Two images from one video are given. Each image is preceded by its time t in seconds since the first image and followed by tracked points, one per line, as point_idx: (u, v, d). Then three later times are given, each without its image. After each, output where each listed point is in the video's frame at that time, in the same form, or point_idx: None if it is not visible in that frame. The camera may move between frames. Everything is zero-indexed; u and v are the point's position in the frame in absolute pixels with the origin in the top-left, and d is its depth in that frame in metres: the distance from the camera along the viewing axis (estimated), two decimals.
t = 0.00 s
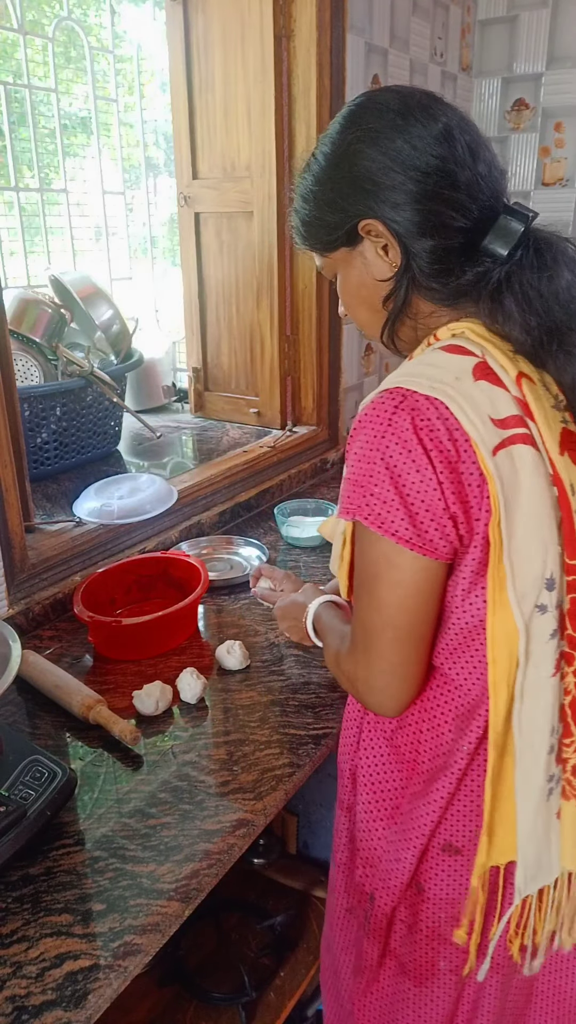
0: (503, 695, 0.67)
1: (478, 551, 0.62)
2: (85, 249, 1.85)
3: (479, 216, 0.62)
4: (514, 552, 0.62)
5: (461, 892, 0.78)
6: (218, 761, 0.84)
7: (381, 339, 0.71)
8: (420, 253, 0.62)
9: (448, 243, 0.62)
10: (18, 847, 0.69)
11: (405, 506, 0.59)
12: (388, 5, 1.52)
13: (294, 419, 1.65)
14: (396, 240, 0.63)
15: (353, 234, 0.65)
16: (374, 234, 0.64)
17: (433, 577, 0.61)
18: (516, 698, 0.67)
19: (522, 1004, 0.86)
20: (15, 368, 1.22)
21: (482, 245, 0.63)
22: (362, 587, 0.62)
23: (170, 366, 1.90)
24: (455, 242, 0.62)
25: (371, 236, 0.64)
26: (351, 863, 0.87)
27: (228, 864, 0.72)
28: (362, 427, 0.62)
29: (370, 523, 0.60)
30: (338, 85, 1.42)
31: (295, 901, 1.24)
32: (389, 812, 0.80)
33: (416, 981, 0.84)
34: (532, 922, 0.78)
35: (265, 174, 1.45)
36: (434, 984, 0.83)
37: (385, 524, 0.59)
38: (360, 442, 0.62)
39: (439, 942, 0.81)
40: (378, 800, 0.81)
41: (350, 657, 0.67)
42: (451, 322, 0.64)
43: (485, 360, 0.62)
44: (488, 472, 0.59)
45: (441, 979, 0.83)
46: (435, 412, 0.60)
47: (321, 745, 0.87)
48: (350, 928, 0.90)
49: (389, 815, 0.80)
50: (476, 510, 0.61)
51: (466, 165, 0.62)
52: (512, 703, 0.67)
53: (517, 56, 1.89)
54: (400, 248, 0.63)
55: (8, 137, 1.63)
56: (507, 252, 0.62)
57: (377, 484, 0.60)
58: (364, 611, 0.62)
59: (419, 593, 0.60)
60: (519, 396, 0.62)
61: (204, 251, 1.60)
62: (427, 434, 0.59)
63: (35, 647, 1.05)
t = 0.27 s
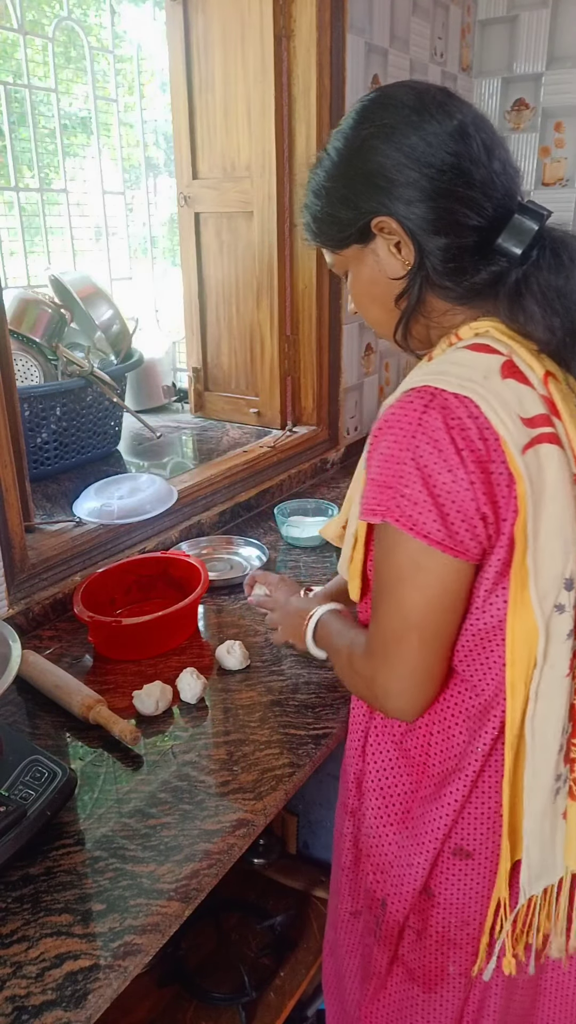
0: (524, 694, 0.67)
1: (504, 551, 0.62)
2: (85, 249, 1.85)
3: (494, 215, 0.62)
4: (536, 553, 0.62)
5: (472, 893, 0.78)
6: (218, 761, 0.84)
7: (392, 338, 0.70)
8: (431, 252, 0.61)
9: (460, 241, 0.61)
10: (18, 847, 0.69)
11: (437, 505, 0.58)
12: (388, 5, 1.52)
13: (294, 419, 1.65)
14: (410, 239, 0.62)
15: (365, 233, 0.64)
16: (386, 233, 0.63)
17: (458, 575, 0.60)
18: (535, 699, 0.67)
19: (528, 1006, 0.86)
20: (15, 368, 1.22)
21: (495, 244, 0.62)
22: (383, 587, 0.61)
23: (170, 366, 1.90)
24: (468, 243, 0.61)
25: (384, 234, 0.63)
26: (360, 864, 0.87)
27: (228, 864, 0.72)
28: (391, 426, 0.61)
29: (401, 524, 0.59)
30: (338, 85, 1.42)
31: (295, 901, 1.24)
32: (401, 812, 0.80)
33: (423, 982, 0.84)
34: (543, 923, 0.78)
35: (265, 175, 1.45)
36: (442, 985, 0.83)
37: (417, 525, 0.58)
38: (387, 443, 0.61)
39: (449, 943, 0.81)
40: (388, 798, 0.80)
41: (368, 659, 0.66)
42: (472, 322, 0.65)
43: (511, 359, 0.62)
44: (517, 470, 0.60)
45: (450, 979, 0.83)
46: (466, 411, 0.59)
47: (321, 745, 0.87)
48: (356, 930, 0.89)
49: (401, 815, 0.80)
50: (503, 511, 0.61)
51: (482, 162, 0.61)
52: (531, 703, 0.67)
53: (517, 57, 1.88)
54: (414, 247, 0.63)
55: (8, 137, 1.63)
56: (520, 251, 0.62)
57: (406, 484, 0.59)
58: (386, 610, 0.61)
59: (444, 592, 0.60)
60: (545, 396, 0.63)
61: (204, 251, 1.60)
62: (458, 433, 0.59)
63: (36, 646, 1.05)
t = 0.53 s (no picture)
0: (529, 702, 0.67)
1: (508, 559, 0.63)
2: (85, 249, 1.85)
3: (501, 216, 0.61)
4: (541, 559, 0.62)
5: (472, 897, 0.78)
6: (218, 761, 0.84)
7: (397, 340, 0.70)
8: (437, 253, 0.61)
9: (466, 244, 0.61)
10: (18, 847, 0.69)
11: (440, 518, 0.59)
12: (388, 5, 1.52)
13: (294, 419, 1.65)
14: (418, 240, 0.62)
15: (372, 234, 0.64)
16: (394, 234, 0.63)
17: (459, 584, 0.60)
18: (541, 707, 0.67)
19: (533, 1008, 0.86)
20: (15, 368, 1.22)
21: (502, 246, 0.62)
22: (384, 593, 0.61)
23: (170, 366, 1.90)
24: (474, 244, 0.61)
25: (392, 235, 0.63)
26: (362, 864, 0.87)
27: (228, 865, 0.72)
28: (396, 435, 0.61)
29: (405, 536, 0.59)
30: (338, 84, 1.42)
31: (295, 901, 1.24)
32: (400, 815, 0.80)
33: (423, 984, 0.84)
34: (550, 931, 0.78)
35: (265, 175, 1.45)
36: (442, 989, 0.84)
37: (420, 534, 0.58)
38: (393, 452, 0.61)
39: (448, 947, 0.81)
40: (388, 803, 0.81)
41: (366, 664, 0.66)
42: (477, 329, 0.65)
43: (517, 367, 0.63)
44: (523, 480, 0.60)
45: (449, 983, 0.83)
46: (471, 420, 0.60)
47: (321, 745, 0.87)
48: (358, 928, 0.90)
49: (400, 819, 0.80)
50: (508, 520, 0.62)
51: (490, 163, 0.61)
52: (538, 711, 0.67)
53: (517, 57, 1.88)
54: (422, 249, 0.62)
55: (8, 137, 1.63)
56: (527, 253, 0.61)
57: (409, 496, 0.59)
58: (386, 617, 0.61)
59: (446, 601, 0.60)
60: (552, 403, 0.63)
61: (204, 250, 1.60)
62: (463, 443, 0.59)
63: (35, 647, 1.05)
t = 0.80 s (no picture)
0: (525, 702, 0.67)
1: (509, 560, 0.63)
2: (85, 249, 1.85)
3: (513, 214, 0.61)
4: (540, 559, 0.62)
5: (468, 897, 0.79)
6: (218, 761, 0.84)
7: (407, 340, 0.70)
8: (446, 252, 0.61)
9: (477, 243, 0.61)
10: (18, 847, 0.69)
11: (443, 518, 0.59)
12: (388, 5, 1.52)
13: (294, 419, 1.65)
14: (430, 239, 0.62)
15: (383, 232, 0.63)
16: (404, 231, 0.62)
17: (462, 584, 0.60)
18: (535, 707, 0.67)
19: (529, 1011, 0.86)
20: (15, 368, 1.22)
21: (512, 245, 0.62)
22: (388, 591, 0.61)
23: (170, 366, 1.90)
24: (485, 242, 0.61)
25: (402, 233, 0.63)
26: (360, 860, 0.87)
27: (228, 865, 0.72)
28: (400, 434, 0.61)
29: (407, 535, 0.59)
30: (338, 84, 1.42)
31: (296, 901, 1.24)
32: (399, 813, 0.80)
33: (419, 982, 0.85)
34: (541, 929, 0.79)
35: (265, 176, 1.45)
36: (437, 987, 0.84)
37: (423, 534, 0.58)
38: (397, 451, 0.61)
39: (444, 946, 0.82)
40: (386, 802, 0.81)
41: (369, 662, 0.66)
42: (483, 329, 0.65)
43: (522, 367, 0.62)
44: (526, 481, 0.60)
45: (445, 982, 0.83)
46: (476, 420, 0.59)
47: (321, 745, 0.87)
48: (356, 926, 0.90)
49: (397, 818, 0.80)
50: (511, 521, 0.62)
51: (502, 161, 0.61)
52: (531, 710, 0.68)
53: (517, 57, 1.88)
54: (433, 247, 0.62)
55: (8, 137, 1.63)
56: (537, 251, 0.61)
57: (412, 496, 0.60)
58: (390, 615, 0.61)
59: (451, 601, 0.60)
60: (557, 404, 0.63)
61: (204, 250, 1.60)
62: (466, 444, 0.59)
63: (35, 647, 1.05)
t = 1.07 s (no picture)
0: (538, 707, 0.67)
1: (520, 563, 0.63)
2: (85, 249, 1.85)
3: (527, 214, 0.62)
4: (552, 564, 0.62)
5: (468, 896, 0.79)
6: (218, 761, 0.84)
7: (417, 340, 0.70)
8: (460, 251, 0.61)
9: (491, 243, 0.61)
10: (18, 847, 0.69)
11: (459, 520, 0.59)
12: (388, 5, 1.52)
13: (294, 419, 1.65)
14: (446, 239, 0.62)
15: (396, 231, 0.63)
16: (419, 230, 0.62)
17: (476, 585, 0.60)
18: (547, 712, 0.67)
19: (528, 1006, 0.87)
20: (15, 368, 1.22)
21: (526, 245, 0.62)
22: (401, 589, 0.60)
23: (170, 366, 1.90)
24: (502, 243, 0.61)
25: (416, 232, 0.62)
26: (359, 857, 0.87)
27: (228, 865, 0.72)
28: (415, 434, 0.61)
29: (423, 536, 0.59)
30: (338, 84, 1.42)
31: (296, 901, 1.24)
32: (402, 811, 0.80)
33: (417, 979, 0.85)
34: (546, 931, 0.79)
35: (264, 176, 1.45)
36: (435, 985, 0.84)
37: (439, 536, 0.58)
38: (412, 451, 0.61)
39: (442, 944, 0.82)
40: (387, 801, 0.81)
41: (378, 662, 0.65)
42: (498, 330, 0.65)
43: (539, 373, 0.62)
44: (540, 486, 0.60)
45: (443, 980, 0.83)
46: (493, 423, 0.59)
47: (321, 745, 0.87)
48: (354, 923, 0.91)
49: (398, 817, 0.80)
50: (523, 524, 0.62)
51: (516, 160, 0.61)
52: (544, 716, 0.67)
53: (517, 57, 1.88)
54: (449, 247, 0.62)
55: (8, 137, 1.63)
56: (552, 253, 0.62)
57: (428, 497, 0.59)
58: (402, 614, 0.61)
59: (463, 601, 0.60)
60: (570, 410, 0.63)
61: (204, 250, 1.60)
62: (483, 447, 0.59)
63: (35, 647, 1.05)
